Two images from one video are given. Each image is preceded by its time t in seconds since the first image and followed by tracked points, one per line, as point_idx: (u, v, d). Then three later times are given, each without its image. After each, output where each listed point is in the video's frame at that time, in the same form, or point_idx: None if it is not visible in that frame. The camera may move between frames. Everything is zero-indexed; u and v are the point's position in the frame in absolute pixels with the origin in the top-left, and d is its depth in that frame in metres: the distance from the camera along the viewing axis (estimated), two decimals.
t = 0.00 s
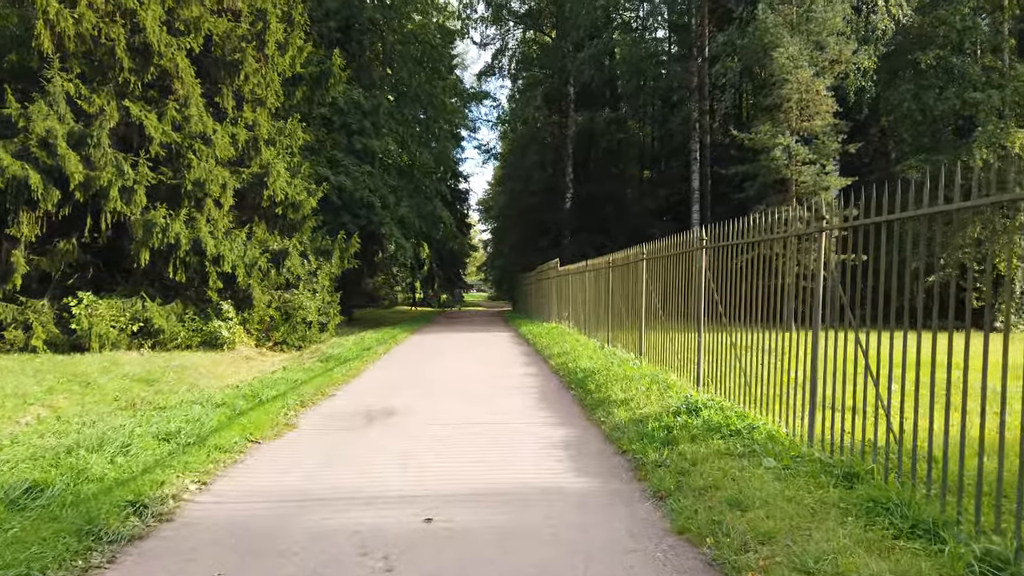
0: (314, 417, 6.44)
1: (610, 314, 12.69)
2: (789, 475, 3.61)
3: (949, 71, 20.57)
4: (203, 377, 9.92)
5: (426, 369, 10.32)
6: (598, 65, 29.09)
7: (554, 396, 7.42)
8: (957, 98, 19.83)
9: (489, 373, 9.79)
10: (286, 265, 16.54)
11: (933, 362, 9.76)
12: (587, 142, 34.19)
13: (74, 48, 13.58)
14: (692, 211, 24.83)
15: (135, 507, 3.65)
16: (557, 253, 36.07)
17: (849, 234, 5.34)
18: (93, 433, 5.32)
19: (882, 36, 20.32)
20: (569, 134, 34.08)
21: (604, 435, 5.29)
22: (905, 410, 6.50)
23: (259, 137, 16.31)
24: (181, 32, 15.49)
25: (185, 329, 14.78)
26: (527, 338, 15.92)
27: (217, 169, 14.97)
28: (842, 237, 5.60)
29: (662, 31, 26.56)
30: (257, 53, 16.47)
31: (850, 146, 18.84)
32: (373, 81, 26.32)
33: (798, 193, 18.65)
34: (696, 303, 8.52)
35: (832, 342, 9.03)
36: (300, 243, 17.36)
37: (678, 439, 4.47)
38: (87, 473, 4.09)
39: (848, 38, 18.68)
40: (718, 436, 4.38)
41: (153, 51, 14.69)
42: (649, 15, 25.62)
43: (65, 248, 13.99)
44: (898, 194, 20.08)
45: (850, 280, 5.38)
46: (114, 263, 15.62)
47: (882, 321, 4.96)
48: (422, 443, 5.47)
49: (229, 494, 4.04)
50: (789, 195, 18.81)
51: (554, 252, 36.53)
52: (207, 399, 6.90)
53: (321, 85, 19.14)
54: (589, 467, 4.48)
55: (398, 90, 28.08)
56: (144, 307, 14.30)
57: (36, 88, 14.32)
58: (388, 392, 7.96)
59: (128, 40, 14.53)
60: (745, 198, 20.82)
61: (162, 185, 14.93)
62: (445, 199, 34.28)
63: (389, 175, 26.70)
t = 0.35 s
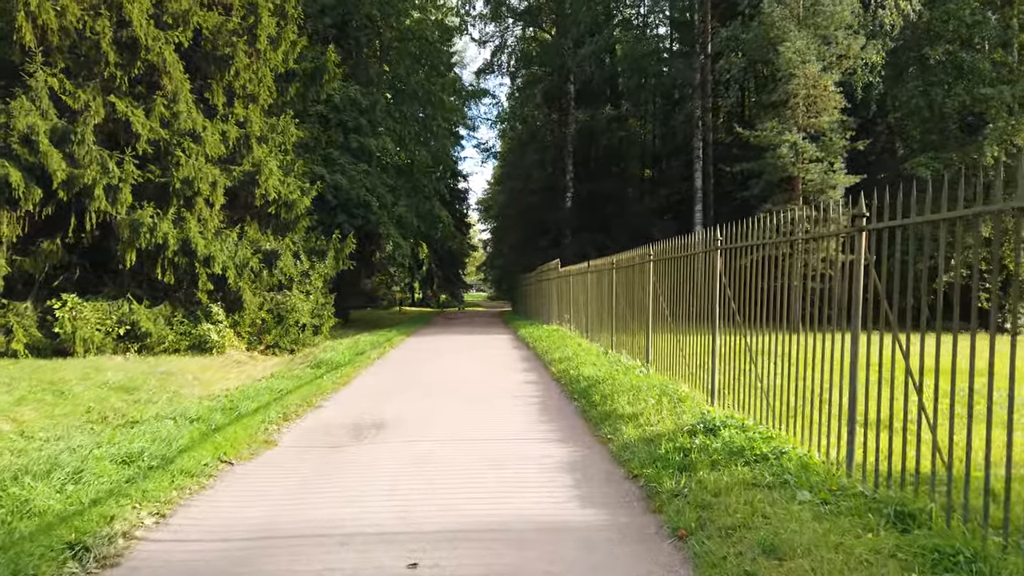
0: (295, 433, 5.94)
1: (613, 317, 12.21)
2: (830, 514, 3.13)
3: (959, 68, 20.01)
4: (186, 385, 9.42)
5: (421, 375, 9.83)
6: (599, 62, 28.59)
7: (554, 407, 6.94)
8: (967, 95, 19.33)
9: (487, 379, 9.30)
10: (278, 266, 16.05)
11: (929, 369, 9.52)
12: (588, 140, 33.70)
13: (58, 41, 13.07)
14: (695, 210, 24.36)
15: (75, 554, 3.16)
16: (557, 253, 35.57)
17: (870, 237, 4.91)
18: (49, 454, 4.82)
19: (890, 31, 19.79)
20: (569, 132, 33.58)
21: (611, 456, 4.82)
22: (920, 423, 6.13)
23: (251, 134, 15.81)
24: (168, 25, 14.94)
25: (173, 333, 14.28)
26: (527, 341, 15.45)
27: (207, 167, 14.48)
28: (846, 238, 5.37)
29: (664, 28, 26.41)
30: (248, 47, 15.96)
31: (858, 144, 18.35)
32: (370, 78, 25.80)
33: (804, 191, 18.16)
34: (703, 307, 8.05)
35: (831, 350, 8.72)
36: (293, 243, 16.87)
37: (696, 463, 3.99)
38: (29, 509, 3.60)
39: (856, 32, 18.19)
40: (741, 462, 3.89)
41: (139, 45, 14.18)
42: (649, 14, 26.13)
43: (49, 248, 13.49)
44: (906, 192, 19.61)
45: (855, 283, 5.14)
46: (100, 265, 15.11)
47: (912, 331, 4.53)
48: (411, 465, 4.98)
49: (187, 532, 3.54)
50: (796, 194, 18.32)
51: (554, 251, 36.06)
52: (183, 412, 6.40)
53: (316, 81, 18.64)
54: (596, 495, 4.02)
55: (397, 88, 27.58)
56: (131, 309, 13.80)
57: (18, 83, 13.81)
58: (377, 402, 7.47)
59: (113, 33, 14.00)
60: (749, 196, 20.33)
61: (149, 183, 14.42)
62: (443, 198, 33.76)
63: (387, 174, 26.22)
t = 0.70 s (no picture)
0: (281, 443, 5.47)
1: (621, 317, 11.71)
2: (894, 550, 2.67)
3: (975, 61, 19.41)
4: (174, 388, 8.96)
5: (421, 377, 9.37)
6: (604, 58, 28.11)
7: (562, 413, 6.47)
8: (982, 89, 18.74)
9: (491, 382, 8.82)
10: (276, 264, 15.59)
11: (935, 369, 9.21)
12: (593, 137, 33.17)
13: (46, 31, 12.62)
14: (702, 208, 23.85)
15: None
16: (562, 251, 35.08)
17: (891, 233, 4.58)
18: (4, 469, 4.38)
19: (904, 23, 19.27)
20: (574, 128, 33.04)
21: (627, 472, 4.35)
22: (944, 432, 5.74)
23: (248, 128, 15.35)
24: (160, 15, 14.45)
25: (166, 333, 13.80)
26: (531, 342, 14.97)
27: (201, 162, 14.05)
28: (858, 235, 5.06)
29: (669, 24, 26.17)
30: (244, 39, 15.51)
31: (872, 139, 17.81)
32: (371, 74, 25.35)
33: (817, 187, 17.62)
34: (719, 306, 7.57)
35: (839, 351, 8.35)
36: (290, 240, 16.39)
37: (727, 482, 3.52)
38: None
39: (870, 23, 17.68)
40: (779, 482, 3.41)
41: (131, 35, 13.69)
42: (654, 9, 25.90)
43: (38, 246, 13.07)
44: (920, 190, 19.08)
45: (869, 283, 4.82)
46: (92, 263, 14.65)
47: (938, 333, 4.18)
48: (404, 480, 4.53)
49: (143, 567, 3.07)
50: (808, 190, 17.80)
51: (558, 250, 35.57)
52: (162, 420, 5.96)
53: (315, 75, 18.18)
54: (612, 520, 3.55)
55: (398, 85, 27.12)
56: (122, 309, 13.36)
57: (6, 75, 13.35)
58: (373, 408, 7.00)
59: (104, 23, 13.50)
60: (759, 192, 19.80)
61: (142, 178, 13.93)
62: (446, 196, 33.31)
63: (388, 172, 25.76)
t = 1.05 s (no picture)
0: (262, 457, 4.97)
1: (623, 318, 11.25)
2: None
3: (986, 56, 18.90)
4: (156, 394, 8.47)
5: (417, 381, 8.90)
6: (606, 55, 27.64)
7: (568, 422, 5.99)
8: (993, 85, 18.26)
9: (491, 386, 8.33)
10: (268, 263, 15.14)
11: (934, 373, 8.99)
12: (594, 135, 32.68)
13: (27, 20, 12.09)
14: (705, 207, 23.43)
15: None
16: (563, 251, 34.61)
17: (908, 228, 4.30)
18: None
19: (914, 17, 18.78)
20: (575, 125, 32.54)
21: (644, 493, 3.86)
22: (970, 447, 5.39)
23: (240, 123, 14.86)
24: (149, 6, 13.94)
25: (153, 334, 13.37)
26: (531, 343, 14.52)
27: (191, 158, 13.60)
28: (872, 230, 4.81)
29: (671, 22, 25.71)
30: (236, 31, 15.02)
31: (881, 136, 17.39)
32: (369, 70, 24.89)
33: (825, 184, 17.17)
34: (731, 307, 7.12)
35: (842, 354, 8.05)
36: (285, 239, 16.01)
37: (760, 509, 3.09)
38: None
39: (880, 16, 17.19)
40: (824, 511, 2.97)
41: (118, 26, 13.18)
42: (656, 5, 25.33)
43: (21, 244, 12.58)
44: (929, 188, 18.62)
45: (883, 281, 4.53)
46: (79, 261, 14.13)
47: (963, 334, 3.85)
48: (394, 503, 4.04)
49: None
50: (815, 187, 17.34)
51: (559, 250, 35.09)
52: (133, 431, 5.46)
53: (310, 70, 17.69)
54: (629, 554, 3.07)
55: (396, 82, 26.67)
56: (109, 309, 12.84)
57: None
58: (364, 417, 6.51)
59: (89, 12, 12.97)
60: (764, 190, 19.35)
61: (131, 174, 13.44)
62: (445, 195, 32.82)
63: (385, 170, 25.34)
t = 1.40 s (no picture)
0: (236, 479, 4.49)
1: (626, 319, 10.77)
2: None
3: (1001, 52, 18.29)
4: (137, 403, 7.98)
5: (414, 388, 8.41)
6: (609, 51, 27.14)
7: (573, 436, 5.51)
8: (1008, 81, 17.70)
9: (492, 394, 7.83)
10: (263, 263, 14.67)
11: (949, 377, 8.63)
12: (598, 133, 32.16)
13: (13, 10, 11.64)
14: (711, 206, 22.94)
15: None
16: (566, 251, 34.11)
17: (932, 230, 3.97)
18: None
19: (927, 10, 18.21)
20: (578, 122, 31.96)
21: (666, 528, 3.40)
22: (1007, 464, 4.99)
23: (233, 119, 14.39)
24: None
25: (143, 337, 12.89)
26: (534, 346, 14.03)
27: (182, 155, 13.18)
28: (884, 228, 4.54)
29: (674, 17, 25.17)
30: (231, 24, 14.56)
31: (894, 132, 16.90)
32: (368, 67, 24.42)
33: (837, 182, 16.66)
34: (748, 309, 6.68)
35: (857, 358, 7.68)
36: (280, 239, 15.55)
37: (809, 557, 2.65)
38: None
39: (892, 8, 16.67)
40: (889, 561, 2.53)
41: (106, 18, 12.69)
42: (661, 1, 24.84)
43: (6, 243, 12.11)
44: (942, 187, 18.09)
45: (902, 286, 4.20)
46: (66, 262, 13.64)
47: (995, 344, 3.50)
48: (383, 536, 3.57)
49: None
50: (826, 185, 16.84)
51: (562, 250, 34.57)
52: (100, 446, 4.99)
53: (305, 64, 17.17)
54: None
55: (396, 79, 26.16)
56: (96, 311, 12.36)
57: None
58: (353, 430, 6.02)
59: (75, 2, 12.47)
60: (773, 188, 18.85)
61: (119, 172, 12.97)
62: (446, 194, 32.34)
63: (385, 168, 24.87)
